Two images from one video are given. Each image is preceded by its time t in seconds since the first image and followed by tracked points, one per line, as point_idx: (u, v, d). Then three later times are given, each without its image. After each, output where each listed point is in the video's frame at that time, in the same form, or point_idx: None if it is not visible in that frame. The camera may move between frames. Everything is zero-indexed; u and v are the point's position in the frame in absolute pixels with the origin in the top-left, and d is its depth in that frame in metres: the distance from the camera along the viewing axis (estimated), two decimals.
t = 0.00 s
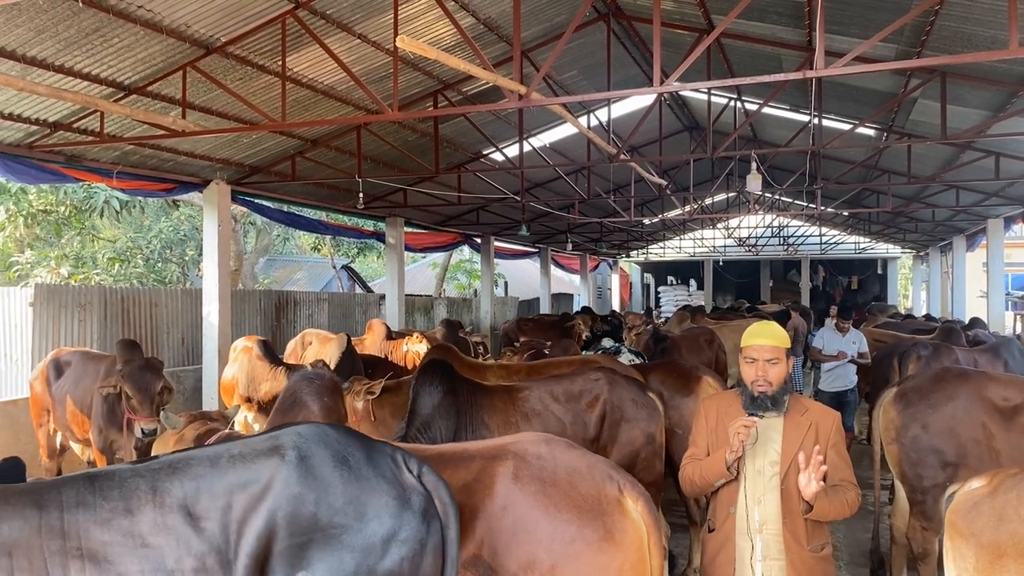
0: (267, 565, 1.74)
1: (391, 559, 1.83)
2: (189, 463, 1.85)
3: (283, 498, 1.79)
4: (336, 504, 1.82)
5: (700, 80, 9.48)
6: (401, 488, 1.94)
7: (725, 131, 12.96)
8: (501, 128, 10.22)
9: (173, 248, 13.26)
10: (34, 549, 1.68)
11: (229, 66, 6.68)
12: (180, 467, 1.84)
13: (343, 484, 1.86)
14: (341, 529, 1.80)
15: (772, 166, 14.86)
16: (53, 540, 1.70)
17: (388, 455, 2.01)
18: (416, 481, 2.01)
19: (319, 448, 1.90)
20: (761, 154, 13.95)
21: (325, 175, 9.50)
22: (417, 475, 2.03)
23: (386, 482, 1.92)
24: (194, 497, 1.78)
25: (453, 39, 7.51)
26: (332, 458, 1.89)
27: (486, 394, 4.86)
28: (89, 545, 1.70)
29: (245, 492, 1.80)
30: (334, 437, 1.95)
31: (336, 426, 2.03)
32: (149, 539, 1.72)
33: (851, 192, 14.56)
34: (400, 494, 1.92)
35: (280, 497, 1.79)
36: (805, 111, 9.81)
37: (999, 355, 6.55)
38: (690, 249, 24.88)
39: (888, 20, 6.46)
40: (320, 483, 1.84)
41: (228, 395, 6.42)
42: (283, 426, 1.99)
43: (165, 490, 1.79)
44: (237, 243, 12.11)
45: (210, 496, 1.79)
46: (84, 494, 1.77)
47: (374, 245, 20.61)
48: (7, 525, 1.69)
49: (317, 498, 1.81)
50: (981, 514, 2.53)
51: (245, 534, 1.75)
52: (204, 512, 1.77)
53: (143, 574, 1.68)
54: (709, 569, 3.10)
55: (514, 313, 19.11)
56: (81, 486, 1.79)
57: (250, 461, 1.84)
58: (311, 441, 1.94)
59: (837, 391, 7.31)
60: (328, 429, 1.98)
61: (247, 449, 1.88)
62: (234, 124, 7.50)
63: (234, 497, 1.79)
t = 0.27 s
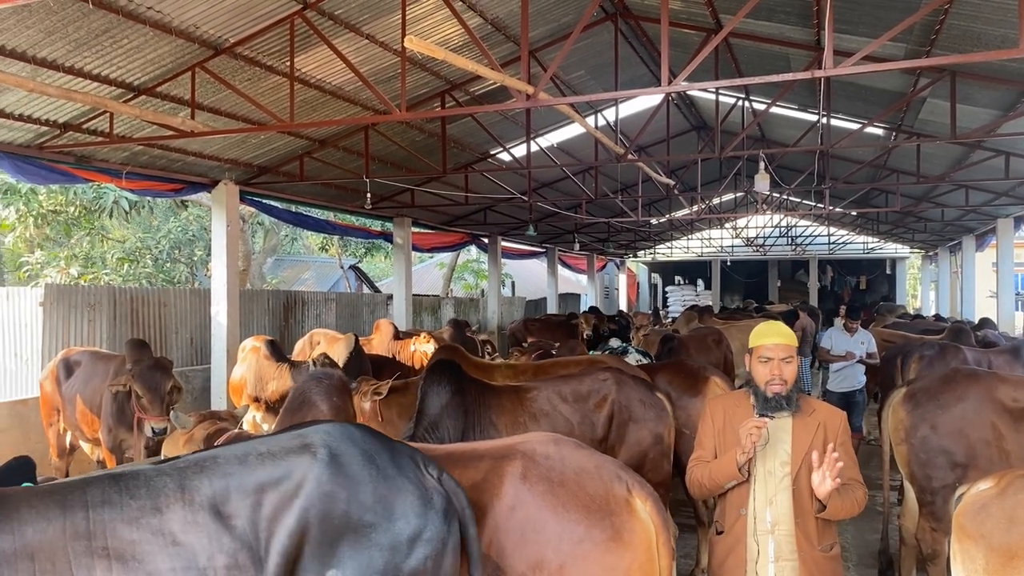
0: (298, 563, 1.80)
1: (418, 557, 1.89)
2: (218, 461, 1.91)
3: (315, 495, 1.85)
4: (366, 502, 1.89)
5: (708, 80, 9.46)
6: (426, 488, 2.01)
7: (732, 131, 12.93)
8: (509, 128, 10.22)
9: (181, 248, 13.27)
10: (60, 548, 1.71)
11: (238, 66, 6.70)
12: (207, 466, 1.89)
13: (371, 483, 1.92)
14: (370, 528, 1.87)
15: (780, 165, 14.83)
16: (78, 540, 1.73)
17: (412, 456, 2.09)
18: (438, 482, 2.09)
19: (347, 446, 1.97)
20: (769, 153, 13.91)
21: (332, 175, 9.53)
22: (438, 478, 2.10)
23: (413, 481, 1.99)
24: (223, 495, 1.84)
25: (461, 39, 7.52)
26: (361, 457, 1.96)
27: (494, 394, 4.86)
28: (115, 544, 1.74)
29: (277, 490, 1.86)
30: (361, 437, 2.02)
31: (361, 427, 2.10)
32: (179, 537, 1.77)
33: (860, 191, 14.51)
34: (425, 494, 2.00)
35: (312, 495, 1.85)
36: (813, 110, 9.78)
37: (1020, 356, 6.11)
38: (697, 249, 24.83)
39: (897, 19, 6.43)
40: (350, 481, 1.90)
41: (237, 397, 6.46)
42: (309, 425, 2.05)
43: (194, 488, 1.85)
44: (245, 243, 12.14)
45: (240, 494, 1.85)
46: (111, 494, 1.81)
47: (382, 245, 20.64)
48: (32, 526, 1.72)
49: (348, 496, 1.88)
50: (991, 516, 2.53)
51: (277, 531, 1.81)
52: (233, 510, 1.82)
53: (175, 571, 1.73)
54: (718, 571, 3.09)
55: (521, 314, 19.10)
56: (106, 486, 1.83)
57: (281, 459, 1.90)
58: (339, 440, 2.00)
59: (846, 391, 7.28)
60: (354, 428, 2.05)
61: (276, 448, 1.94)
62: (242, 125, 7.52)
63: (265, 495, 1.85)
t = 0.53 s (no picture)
0: (324, 564, 1.83)
1: (438, 557, 1.95)
2: (241, 461, 1.92)
3: (341, 496, 1.88)
4: (390, 503, 1.93)
5: (715, 79, 9.44)
6: (445, 490, 2.07)
7: (740, 130, 12.91)
8: (516, 128, 10.23)
9: (189, 248, 13.32)
10: (84, 552, 1.71)
11: (245, 66, 6.72)
12: (231, 466, 1.91)
13: (395, 484, 1.96)
14: (394, 529, 1.91)
15: (787, 165, 14.79)
16: (100, 544, 1.73)
17: (430, 458, 2.13)
18: (455, 484, 2.14)
19: (371, 447, 1.99)
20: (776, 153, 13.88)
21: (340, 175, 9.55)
22: (455, 479, 2.15)
23: (432, 484, 2.04)
24: (247, 495, 1.86)
25: (468, 39, 7.53)
26: (384, 457, 2.00)
27: (501, 394, 4.85)
28: (138, 548, 1.74)
29: (303, 491, 1.88)
30: (382, 438, 2.05)
31: (380, 427, 2.13)
32: (204, 539, 1.78)
33: (868, 191, 14.46)
34: (445, 496, 2.05)
35: (338, 496, 1.87)
36: (821, 109, 9.75)
37: None
38: (704, 249, 24.79)
39: (906, 17, 6.40)
40: (375, 482, 1.93)
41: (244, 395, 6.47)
42: (329, 424, 2.07)
43: (218, 489, 1.86)
44: (252, 242, 12.18)
45: (265, 495, 1.86)
46: (132, 496, 1.82)
47: (389, 245, 20.68)
48: (52, 532, 1.72)
49: (373, 497, 1.91)
50: (1001, 517, 2.52)
51: (303, 532, 1.84)
52: (258, 512, 1.84)
53: (201, 574, 1.75)
54: (727, 571, 3.07)
55: (528, 313, 19.10)
56: (127, 488, 1.83)
57: (306, 458, 1.93)
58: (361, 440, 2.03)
59: (853, 391, 7.26)
60: (375, 428, 2.08)
61: (300, 447, 1.96)
62: (250, 125, 7.54)
63: (291, 496, 1.87)
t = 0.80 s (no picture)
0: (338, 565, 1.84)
1: (451, 558, 1.98)
2: (254, 462, 1.93)
3: (356, 497, 1.89)
4: (404, 504, 1.95)
5: (723, 79, 9.42)
6: (457, 492, 2.09)
7: (748, 130, 12.89)
8: (523, 128, 10.25)
9: (197, 248, 13.36)
10: (95, 553, 1.70)
11: (253, 66, 6.74)
12: (244, 467, 1.91)
13: (408, 485, 1.99)
14: (408, 530, 1.93)
15: (795, 164, 14.76)
16: (112, 545, 1.72)
17: (441, 458, 2.16)
18: (465, 484, 2.17)
19: (384, 448, 2.02)
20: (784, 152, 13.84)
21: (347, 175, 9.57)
22: (465, 480, 2.18)
23: (445, 485, 2.07)
24: (260, 497, 1.86)
25: (475, 39, 7.53)
26: (398, 459, 2.02)
27: (508, 393, 4.84)
28: (149, 549, 1.73)
29: (317, 492, 1.90)
30: (395, 439, 2.08)
31: (392, 428, 2.15)
32: (218, 541, 1.78)
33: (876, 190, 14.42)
34: (457, 497, 2.08)
35: (352, 497, 1.89)
36: (829, 108, 9.72)
37: None
38: (711, 249, 24.74)
39: (915, 15, 6.37)
40: (389, 483, 1.96)
41: (253, 395, 6.48)
42: (342, 425, 2.10)
43: (231, 490, 1.86)
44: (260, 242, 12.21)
45: (279, 497, 1.87)
46: (144, 497, 1.81)
47: (396, 245, 20.71)
48: (63, 532, 1.71)
49: (387, 498, 1.93)
50: (1012, 517, 2.51)
51: (317, 533, 1.86)
52: (272, 512, 1.85)
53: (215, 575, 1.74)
54: (734, 571, 3.06)
55: (535, 313, 19.10)
56: (139, 489, 1.83)
57: (321, 459, 1.95)
58: (374, 441, 2.06)
59: (862, 391, 7.23)
60: (386, 429, 2.11)
61: (313, 448, 1.98)
62: (258, 125, 7.56)
63: (305, 497, 1.89)
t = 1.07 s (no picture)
0: (355, 565, 1.84)
1: (466, 555, 1.98)
2: (271, 462, 1.93)
3: (372, 496, 1.89)
4: (420, 502, 1.95)
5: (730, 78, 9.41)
6: (471, 489, 2.09)
7: (755, 129, 12.86)
8: (530, 128, 10.26)
9: (205, 248, 13.41)
10: (114, 555, 1.71)
11: (261, 66, 6.76)
12: (261, 467, 1.92)
13: (424, 482, 1.99)
14: (424, 527, 1.93)
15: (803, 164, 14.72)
16: (131, 547, 1.73)
17: (455, 456, 2.16)
18: (478, 481, 2.16)
19: (399, 446, 2.02)
20: (792, 151, 13.80)
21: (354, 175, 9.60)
22: (479, 477, 2.18)
23: (459, 483, 2.07)
24: (277, 497, 1.87)
25: (483, 38, 7.54)
26: (413, 457, 2.02)
27: (516, 392, 4.83)
28: (169, 552, 1.75)
29: (334, 491, 1.90)
30: (410, 437, 2.07)
31: (405, 426, 2.15)
32: (237, 543, 1.79)
33: (885, 190, 14.37)
34: (471, 495, 2.08)
35: (368, 496, 1.89)
36: (837, 107, 9.70)
37: None
38: (718, 249, 24.70)
39: (923, 14, 6.35)
40: (405, 481, 1.96)
41: (261, 394, 6.51)
42: (356, 422, 2.09)
43: (249, 490, 1.87)
44: (268, 242, 12.25)
45: (296, 497, 1.88)
46: (163, 499, 1.82)
47: (403, 245, 20.73)
48: (81, 531, 1.72)
49: (403, 496, 1.93)
50: (1022, 516, 2.50)
51: (335, 533, 1.86)
52: (289, 514, 1.85)
53: None
54: (743, 570, 3.05)
55: (541, 313, 19.10)
56: (157, 490, 1.84)
57: (337, 458, 1.95)
58: (389, 439, 2.05)
59: (870, 391, 7.21)
60: (401, 427, 2.11)
61: (329, 447, 1.97)
62: (266, 125, 7.59)
63: (322, 496, 1.89)
